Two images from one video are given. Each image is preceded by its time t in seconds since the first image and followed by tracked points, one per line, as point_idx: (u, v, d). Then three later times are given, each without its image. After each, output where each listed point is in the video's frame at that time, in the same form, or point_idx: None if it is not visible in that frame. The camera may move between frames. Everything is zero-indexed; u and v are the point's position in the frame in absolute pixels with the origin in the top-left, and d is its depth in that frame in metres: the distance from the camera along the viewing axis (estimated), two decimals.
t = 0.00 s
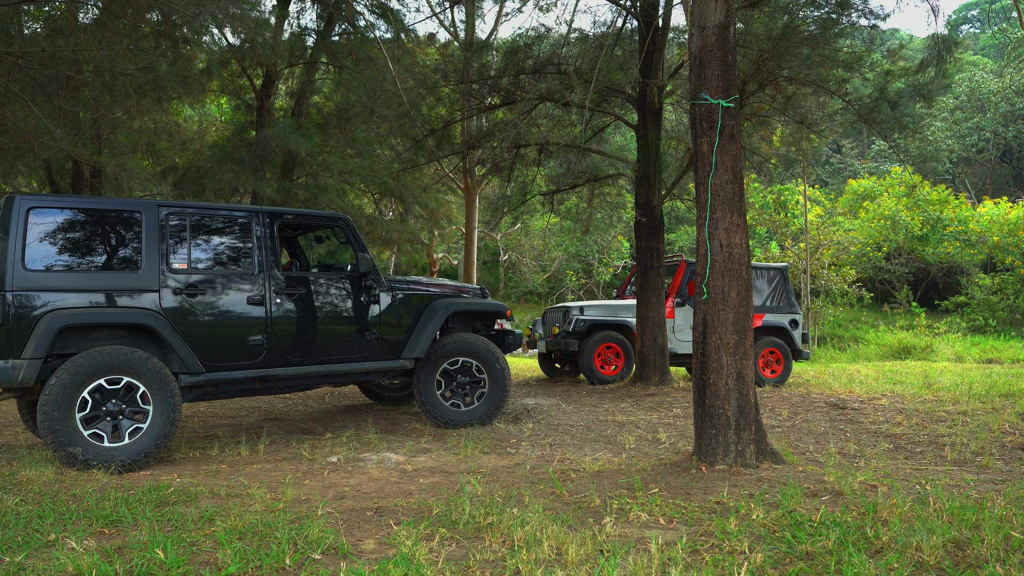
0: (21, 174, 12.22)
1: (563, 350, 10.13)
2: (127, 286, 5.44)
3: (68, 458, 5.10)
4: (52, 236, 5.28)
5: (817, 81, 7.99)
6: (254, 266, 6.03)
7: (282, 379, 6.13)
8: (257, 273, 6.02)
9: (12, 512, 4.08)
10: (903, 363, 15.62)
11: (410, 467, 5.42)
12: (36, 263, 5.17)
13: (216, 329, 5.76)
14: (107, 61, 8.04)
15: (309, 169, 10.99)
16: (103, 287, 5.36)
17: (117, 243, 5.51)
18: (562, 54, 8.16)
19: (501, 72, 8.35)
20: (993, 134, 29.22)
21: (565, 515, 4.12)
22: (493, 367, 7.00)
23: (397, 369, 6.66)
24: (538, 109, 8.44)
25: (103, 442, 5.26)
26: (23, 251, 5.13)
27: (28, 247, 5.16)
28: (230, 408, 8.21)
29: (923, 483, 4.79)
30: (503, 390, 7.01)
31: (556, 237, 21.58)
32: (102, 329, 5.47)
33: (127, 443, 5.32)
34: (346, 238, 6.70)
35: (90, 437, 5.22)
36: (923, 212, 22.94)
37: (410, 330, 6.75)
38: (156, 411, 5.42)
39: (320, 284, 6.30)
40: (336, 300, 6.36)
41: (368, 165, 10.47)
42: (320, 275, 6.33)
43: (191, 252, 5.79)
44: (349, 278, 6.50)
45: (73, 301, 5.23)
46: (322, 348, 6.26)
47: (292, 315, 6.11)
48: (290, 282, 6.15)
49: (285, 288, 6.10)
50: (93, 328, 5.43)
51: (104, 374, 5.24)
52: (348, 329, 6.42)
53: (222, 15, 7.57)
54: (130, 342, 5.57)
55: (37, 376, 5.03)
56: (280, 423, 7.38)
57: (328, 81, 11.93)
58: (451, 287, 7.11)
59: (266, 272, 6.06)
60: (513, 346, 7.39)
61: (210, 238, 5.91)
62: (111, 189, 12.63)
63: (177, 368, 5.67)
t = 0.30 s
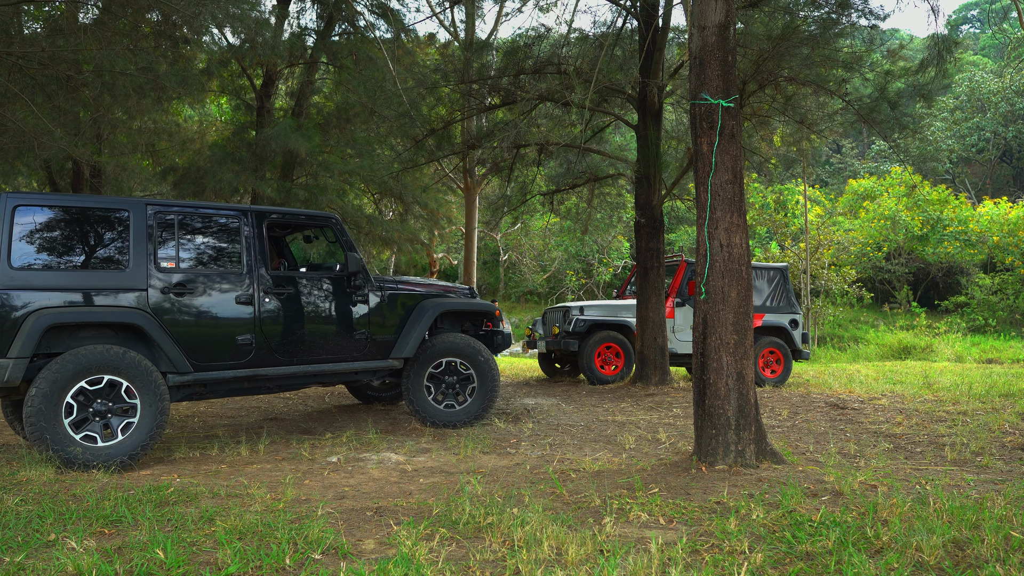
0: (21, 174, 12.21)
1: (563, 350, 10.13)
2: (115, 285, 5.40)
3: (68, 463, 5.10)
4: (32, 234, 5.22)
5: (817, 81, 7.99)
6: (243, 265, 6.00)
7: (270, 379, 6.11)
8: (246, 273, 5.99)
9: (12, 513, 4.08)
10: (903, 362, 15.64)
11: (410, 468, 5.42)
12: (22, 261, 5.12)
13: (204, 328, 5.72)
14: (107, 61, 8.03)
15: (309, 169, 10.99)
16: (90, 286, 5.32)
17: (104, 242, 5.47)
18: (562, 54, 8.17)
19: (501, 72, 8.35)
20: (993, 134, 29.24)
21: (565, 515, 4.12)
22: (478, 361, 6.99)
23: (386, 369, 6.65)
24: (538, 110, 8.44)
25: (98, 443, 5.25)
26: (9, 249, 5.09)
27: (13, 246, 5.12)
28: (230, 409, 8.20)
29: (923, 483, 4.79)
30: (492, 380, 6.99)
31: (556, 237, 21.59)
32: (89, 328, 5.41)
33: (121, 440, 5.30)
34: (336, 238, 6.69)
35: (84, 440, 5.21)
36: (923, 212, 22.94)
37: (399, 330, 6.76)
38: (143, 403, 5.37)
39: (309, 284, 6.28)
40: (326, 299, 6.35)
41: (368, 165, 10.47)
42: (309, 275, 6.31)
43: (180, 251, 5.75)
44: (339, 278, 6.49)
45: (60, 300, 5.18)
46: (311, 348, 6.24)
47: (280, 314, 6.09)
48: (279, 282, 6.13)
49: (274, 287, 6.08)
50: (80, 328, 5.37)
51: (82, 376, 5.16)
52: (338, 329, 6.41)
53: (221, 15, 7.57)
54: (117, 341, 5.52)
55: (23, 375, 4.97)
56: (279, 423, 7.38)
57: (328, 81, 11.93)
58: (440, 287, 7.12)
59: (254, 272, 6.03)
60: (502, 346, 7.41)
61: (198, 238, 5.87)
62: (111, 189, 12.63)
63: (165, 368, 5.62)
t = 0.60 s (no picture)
0: (21, 174, 12.20)
1: (563, 350, 10.14)
2: (107, 285, 5.39)
3: (68, 465, 5.11)
4: (15, 232, 5.19)
5: (817, 81, 7.99)
6: (235, 265, 6.00)
7: (263, 379, 6.11)
8: (238, 273, 5.99)
9: (12, 512, 4.07)
10: (903, 363, 15.64)
11: (410, 467, 5.42)
12: (12, 261, 5.11)
13: (197, 328, 5.71)
14: (107, 61, 8.03)
15: (309, 169, 10.99)
16: (82, 284, 5.30)
17: (95, 242, 5.46)
18: (562, 54, 8.18)
19: (501, 72, 8.35)
20: (994, 134, 29.27)
21: (565, 515, 4.12)
22: (468, 357, 7.00)
23: (379, 369, 6.66)
24: (538, 110, 8.44)
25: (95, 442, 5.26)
26: None
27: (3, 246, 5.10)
28: (230, 409, 8.21)
29: (923, 483, 4.79)
30: (483, 374, 7.01)
31: (557, 237, 21.59)
32: (81, 328, 5.41)
33: (118, 437, 5.31)
34: (329, 238, 6.69)
35: (81, 440, 5.23)
36: (923, 212, 22.94)
37: (392, 330, 6.76)
38: (134, 397, 5.37)
39: (302, 284, 6.29)
40: (318, 299, 6.35)
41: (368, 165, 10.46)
42: (302, 275, 6.31)
43: (172, 250, 5.75)
44: (331, 278, 6.49)
45: (51, 300, 5.16)
46: (304, 347, 6.24)
47: (272, 314, 6.09)
48: (272, 282, 6.13)
49: (267, 287, 6.08)
50: (71, 327, 5.36)
51: (69, 379, 5.14)
52: (330, 329, 6.41)
53: (222, 15, 7.56)
54: (109, 340, 5.52)
55: (14, 373, 4.95)
56: (279, 423, 7.38)
57: (329, 81, 11.93)
58: (433, 288, 7.14)
59: (246, 272, 6.03)
60: (494, 346, 7.41)
61: (190, 237, 5.87)
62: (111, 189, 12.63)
63: (157, 367, 5.61)
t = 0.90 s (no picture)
0: (21, 174, 12.19)
1: (563, 350, 10.14)
2: (102, 284, 5.39)
3: (69, 466, 5.12)
4: (7, 232, 5.17)
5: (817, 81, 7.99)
6: (231, 265, 6.00)
7: (259, 379, 6.11)
8: (233, 272, 5.99)
9: (12, 513, 4.07)
10: (903, 363, 15.63)
11: (411, 467, 5.42)
12: (6, 261, 5.10)
13: (192, 328, 5.71)
14: (107, 61, 8.03)
15: (309, 169, 10.99)
16: (76, 284, 5.30)
17: (89, 241, 5.46)
18: (562, 54, 8.19)
19: (501, 72, 8.34)
20: (993, 134, 29.28)
21: (565, 515, 4.12)
22: (463, 356, 6.98)
23: (375, 369, 6.66)
24: (538, 110, 8.44)
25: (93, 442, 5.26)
26: None
27: None
28: (229, 409, 8.20)
29: (923, 483, 4.79)
30: (479, 373, 6.99)
31: (557, 237, 21.59)
32: (76, 327, 5.41)
33: (115, 435, 5.31)
34: (325, 237, 6.69)
35: (80, 441, 5.24)
36: (923, 212, 22.94)
37: (388, 330, 6.76)
38: (129, 394, 5.36)
39: (298, 284, 6.29)
40: (313, 299, 6.35)
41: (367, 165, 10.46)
42: (298, 275, 6.31)
43: (167, 250, 5.74)
44: (327, 277, 6.49)
45: (45, 300, 5.16)
46: (300, 347, 6.24)
47: (268, 314, 6.09)
48: (268, 282, 6.13)
49: (263, 287, 6.08)
50: (66, 327, 5.37)
51: (62, 381, 5.13)
52: (326, 329, 6.41)
53: (222, 15, 7.56)
54: (105, 340, 5.52)
55: (8, 373, 4.93)
56: (279, 423, 7.38)
57: (328, 81, 11.93)
58: (429, 288, 7.14)
59: (242, 271, 6.02)
60: (490, 347, 7.39)
61: (185, 236, 5.86)
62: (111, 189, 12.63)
63: (153, 367, 5.62)
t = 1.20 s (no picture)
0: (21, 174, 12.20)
1: (563, 350, 10.14)
2: (102, 284, 5.39)
3: (70, 466, 5.12)
4: (6, 232, 5.17)
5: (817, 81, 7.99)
6: (231, 264, 6.00)
7: (259, 379, 6.11)
8: (233, 272, 5.99)
9: (12, 513, 4.07)
10: (903, 363, 15.63)
11: (411, 467, 5.42)
12: (6, 261, 5.10)
13: (192, 328, 5.71)
14: (107, 61, 8.03)
15: (309, 169, 10.99)
16: (76, 284, 5.30)
17: (89, 241, 5.46)
18: (562, 54, 8.19)
19: (501, 72, 8.34)
20: (993, 134, 29.29)
21: (565, 515, 4.12)
22: (463, 356, 6.98)
23: (375, 369, 6.66)
24: (538, 110, 8.44)
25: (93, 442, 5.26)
26: None
27: None
28: (230, 409, 8.21)
29: (923, 483, 4.79)
30: (478, 373, 7.00)
31: (557, 236, 21.59)
32: (76, 327, 5.41)
33: (115, 435, 5.31)
34: (325, 237, 6.69)
35: (80, 441, 5.24)
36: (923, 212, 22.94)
37: (388, 330, 6.76)
38: (129, 393, 5.36)
39: (298, 284, 6.29)
40: (313, 299, 6.35)
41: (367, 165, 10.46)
42: (298, 275, 6.31)
43: (167, 250, 5.74)
44: (327, 277, 6.49)
45: (45, 300, 5.16)
46: (299, 347, 6.24)
47: (268, 314, 6.09)
48: (268, 282, 6.13)
49: (263, 287, 6.08)
50: (66, 326, 5.37)
51: (62, 380, 5.13)
52: (325, 329, 6.41)
53: (221, 15, 7.56)
54: (105, 340, 5.52)
55: (8, 374, 4.93)
56: (279, 423, 7.38)
57: (329, 81, 11.93)
58: (429, 288, 7.14)
59: (242, 271, 6.02)
60: (490, 347, 7.40)
61: (184, 236, 5.86)
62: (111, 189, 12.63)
63: (153, 367, 5.62)
